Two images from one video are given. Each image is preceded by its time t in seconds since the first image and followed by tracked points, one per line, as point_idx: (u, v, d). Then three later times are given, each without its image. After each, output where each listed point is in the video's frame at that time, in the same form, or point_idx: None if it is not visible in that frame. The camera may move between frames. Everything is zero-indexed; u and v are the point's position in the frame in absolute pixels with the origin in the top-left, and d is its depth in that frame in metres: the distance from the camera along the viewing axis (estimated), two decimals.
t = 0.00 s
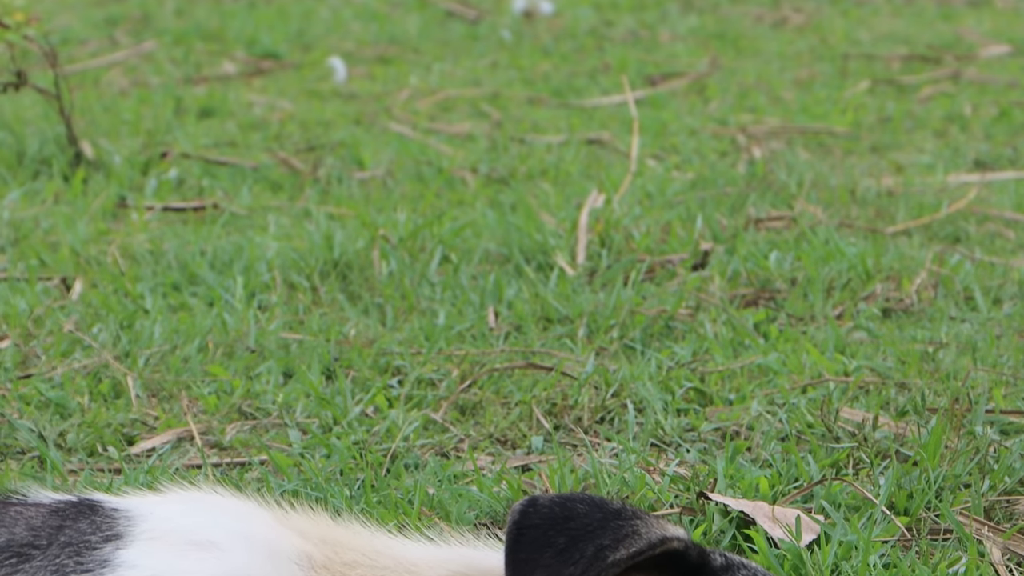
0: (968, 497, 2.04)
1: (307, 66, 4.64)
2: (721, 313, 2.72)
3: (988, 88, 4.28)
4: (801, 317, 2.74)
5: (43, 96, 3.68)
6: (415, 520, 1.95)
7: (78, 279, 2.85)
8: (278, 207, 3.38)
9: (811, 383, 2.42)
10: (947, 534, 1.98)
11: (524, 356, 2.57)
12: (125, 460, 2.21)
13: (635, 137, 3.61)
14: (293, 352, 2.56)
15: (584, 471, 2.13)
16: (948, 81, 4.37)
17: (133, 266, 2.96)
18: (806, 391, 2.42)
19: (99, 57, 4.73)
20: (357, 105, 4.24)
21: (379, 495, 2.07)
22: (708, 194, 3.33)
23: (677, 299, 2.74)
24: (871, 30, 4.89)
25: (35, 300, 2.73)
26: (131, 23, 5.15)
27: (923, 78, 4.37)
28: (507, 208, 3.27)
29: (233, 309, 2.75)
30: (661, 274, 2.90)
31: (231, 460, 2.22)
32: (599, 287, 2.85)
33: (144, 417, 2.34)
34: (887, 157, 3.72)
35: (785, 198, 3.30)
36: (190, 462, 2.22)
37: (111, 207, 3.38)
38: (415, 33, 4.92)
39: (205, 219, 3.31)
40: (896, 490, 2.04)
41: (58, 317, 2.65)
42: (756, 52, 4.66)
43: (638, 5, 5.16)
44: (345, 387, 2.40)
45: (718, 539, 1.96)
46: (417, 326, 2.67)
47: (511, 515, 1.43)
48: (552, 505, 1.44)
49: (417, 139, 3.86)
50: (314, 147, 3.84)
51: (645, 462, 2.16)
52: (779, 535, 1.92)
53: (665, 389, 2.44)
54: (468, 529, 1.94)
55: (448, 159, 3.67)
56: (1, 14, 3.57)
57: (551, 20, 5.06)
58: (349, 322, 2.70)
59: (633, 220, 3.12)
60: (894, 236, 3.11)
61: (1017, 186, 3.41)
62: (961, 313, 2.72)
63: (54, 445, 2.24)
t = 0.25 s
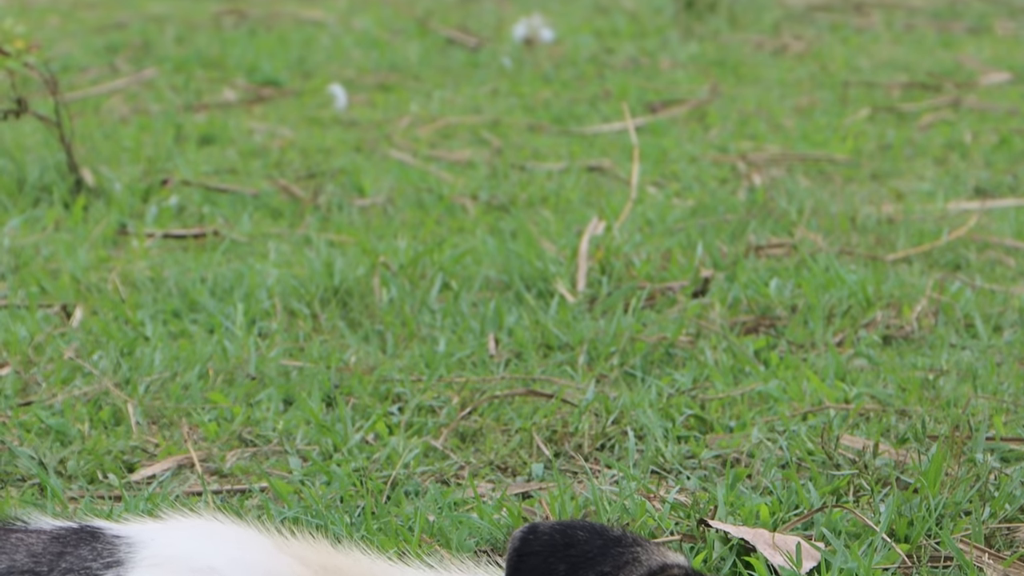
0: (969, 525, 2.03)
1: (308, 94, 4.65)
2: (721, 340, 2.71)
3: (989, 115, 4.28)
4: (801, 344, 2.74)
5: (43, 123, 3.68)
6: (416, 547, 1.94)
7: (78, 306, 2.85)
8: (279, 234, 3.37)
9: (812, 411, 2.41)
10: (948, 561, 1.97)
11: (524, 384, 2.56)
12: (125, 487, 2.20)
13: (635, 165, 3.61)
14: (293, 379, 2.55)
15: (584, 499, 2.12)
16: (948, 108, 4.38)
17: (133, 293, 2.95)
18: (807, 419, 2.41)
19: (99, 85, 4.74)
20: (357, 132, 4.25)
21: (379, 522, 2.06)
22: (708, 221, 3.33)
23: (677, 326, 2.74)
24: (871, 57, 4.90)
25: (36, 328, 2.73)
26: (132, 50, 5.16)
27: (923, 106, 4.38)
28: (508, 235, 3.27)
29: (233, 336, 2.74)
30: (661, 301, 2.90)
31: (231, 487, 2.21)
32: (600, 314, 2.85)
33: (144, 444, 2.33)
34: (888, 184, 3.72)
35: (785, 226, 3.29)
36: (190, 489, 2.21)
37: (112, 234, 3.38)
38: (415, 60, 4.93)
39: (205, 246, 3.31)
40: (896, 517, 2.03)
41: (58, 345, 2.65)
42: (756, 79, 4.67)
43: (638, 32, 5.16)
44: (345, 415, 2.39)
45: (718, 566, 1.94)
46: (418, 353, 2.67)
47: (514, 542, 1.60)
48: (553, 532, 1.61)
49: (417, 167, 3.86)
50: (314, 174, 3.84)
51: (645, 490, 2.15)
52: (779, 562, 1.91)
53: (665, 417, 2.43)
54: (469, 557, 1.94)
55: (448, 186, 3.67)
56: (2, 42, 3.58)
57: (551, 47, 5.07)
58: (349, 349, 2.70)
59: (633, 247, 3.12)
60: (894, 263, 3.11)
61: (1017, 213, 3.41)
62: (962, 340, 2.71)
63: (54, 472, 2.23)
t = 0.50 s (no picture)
0: (969, 554, 2.02)
1: (308, 122, 4.66)
2: (722, 369, 2.71)
3: (989, 144, 4.29)
4: (801, 372, 2.74)
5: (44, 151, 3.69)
6: None
7: (78, 335, 2.85)
8: (279, 262, 3.38)
9: (812, 439, 2.41)
10: None
11: (524, 412, 2.56)
12: (125, 516, 2.19)
13: (635, 194, 3.62)
14: (293, 408, 2.55)
15: (584, 526, 2.11)
16: (948, 137, 4.39)
17: (133, 321, 2.95)
18: (807, 447, 2.41)
19: (100, 114, 4.76)
20: (358, 160, 4.26)
21: (380, 550, 2.05)
22: (708, 250, 3.34)
23: (677, 354, 2.73)
24: (871, 86, 4.91)
25: (36, 356, 2.73)
26: (132, 79, 5.18)
27: (923, 135, 4.39)
28: (508, 264, 3.27)
29: (234, 364, 2.74)
30: (661, 329, 2.90)
31: (231, 515, 2.20)
32: (600, 343, 2.84)
33: (144, 472, 2.33)
34: (888, 213, 3.73)
35: (786, 254, 3.30)
36: (190, 517, 2.20)
37: (112, 263, 3.38)
38: (416, 88, 4.94)
39: (206, 275, 3.31)
40: (896, 546, 2.02)
41: (58, 373, 2.65)
42: (756, 108, 4.68)
43: (639, 61, 5.18)
44: (345, 443, 2.39)
45: None
46: (418, 382, 2.66)
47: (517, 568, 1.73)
48: (554, 560, 1.73)
49: (418, 195, 3.87)
50: (314, 203, 3.85)
51: (645, 518, 2.15)
52: None
53: (665, 445, 2.43)
54: None
55: (449, 214, 3.68)
56: (3, 70, 3.59)
57: (551, 75, 5.08)
58: (350, 377, 2.69)
59: (633, 276, 3.12)
60: (894, 292, 3.11)
61: (1017, 242, 3.42)
62: (962, 369, 2.71)
63: (55, 500, 2.22)
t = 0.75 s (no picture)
0: None
1: (309, 153, 4.67)
2: (722, 400, 2.71)
3: (989, 176, 4.30)
4: (802, 403, 2.73)
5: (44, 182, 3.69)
6: None
7: (78, 365, 2.85)
8: (279, 293, 3.38)
9: (812, 470, 2.41)
10: None
11: (524, 443, 2.55)
12: (124, 547, 2.19)
13: (636, 224, 3.62)
14: (293, 439, 2.54)
15: (584, 558, 2.11)
16: (948, 168, 4.40)
17: (133, 352, 2.95)
18: (807, 478, 2.41)
19: (100, 144, 4.76)
20: (358, 191, 4.26)
21: None
22: (708, 280, 3.34)
23: (677, 385, 2.73)
24: (871, 117, 4.93)
25: (36, 387, 2.73)
26: (132, 110, 5.19)
27: (924, 166, 4.40)
28: (508, 294, 3.27)
29: (234, 395, 2.74)
30: (661, 360, 2.90)
31: (231, 547, 2.20)
32: (600, 374, 2.84)
33: (144, 503, 2.32)
34: (888, 244, 3.74)
35: (786, 285, 3.30)
36: (190, 548, 2.20)
37: (112, 293, 3.38)
38: (416, 119, 4.96)
39: (206, 305, 3.31)
40: None
41: (58, 404, 2.65)
42: (756, 139, 4.69)
43: (639, 92, 5.20)
44: (345, 474, 2.38)
45: None
46: (418, 413, 2.66)
47: None
48: None
49: (418, 226, 3.87)
50: (315, 234, 3.85)
51: (646, 548, 2.15)
52: None
53: (666, 476, 2.42)
54: None
55: (449, 245, 3.68)
56: (4, 102, 3.60)
57: (551, 106, 5.10)
58: (350, 408, 2.69)
59: (633, 306, 3.13)
60: (894, 323, 3.11)
61: (1018, 273, 3.42)
62: (962, 400, 2.71)
63: (54, 532, 2.22)
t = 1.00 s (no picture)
0: None
1: (309, 186, 4.68)
2: (722, 434, 2.70)
3: (989, 209, 4.31)
4: (802, 437, 2.73)
5: (44, 215, 3.70)
6: None
7: (79, 399, 2.85)
8: (279, 326, 3.38)
9: (812, 504, 2.40)
10: None
11: (525, 476, 2.54)
12: None
13: (636, 257, 3.63)
14: (293, 472, 2.54)
15: None
16: (947, 202, 4.41)
17: (133, 386, 2.95)
18: (808, 511, 2.40)
19: (100, 178, 4.78)
20: (358, 224, 4.27)
21: None
22: (708, 314, 3.34)
23: (677, 419, 2.72)
24: (871, 150, 4.94)
25: (36, 421, 2.73)
26: (132, 142, 5.21)
27: (924, 199, 4.41)
28: (508, 328, 3.27)
29: (234, 429, 2.73)
30: (661, 394, 2.90)
31: None
32: (600, 407, 2.83)
33: (144, 537, 2.31)
34: (888, 278, 3.74)
35: (786, 318, 3.30)
36: None
37: (112, 327, 3.38)
38: (416, 152, 4.97)
39: (205, 338, 3.32)
40: None
41: (57, 437, 2.64)
42: (756, 172, 4.71)
43: (639, 125, 5.21)
44: (346, 508, 2.38)
45: None
46: (418, 446, 2.65)
47: None
48: None
49: (418, 259, 3.88)
50: (315, 267, 3.86)
51: None
52: None
53: (666, 510, 2.42)
54: None
55: (449, 278, 3.69)
56: (4, 134, 3.60)
57: (550, 139, 5.11)
58: (349, 442, 2.68)
59: (633, 339, 3.13)
60: (895, 356, 3.12)
61: (1018, 307, 3.42)
62: (963, 434, 2.71)
63: (54, 566, 2.22)
